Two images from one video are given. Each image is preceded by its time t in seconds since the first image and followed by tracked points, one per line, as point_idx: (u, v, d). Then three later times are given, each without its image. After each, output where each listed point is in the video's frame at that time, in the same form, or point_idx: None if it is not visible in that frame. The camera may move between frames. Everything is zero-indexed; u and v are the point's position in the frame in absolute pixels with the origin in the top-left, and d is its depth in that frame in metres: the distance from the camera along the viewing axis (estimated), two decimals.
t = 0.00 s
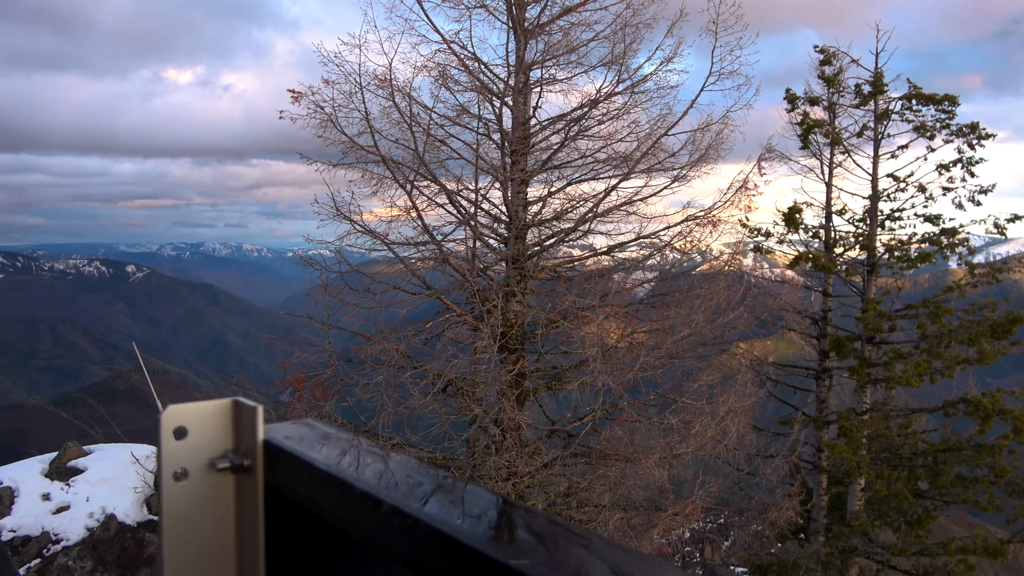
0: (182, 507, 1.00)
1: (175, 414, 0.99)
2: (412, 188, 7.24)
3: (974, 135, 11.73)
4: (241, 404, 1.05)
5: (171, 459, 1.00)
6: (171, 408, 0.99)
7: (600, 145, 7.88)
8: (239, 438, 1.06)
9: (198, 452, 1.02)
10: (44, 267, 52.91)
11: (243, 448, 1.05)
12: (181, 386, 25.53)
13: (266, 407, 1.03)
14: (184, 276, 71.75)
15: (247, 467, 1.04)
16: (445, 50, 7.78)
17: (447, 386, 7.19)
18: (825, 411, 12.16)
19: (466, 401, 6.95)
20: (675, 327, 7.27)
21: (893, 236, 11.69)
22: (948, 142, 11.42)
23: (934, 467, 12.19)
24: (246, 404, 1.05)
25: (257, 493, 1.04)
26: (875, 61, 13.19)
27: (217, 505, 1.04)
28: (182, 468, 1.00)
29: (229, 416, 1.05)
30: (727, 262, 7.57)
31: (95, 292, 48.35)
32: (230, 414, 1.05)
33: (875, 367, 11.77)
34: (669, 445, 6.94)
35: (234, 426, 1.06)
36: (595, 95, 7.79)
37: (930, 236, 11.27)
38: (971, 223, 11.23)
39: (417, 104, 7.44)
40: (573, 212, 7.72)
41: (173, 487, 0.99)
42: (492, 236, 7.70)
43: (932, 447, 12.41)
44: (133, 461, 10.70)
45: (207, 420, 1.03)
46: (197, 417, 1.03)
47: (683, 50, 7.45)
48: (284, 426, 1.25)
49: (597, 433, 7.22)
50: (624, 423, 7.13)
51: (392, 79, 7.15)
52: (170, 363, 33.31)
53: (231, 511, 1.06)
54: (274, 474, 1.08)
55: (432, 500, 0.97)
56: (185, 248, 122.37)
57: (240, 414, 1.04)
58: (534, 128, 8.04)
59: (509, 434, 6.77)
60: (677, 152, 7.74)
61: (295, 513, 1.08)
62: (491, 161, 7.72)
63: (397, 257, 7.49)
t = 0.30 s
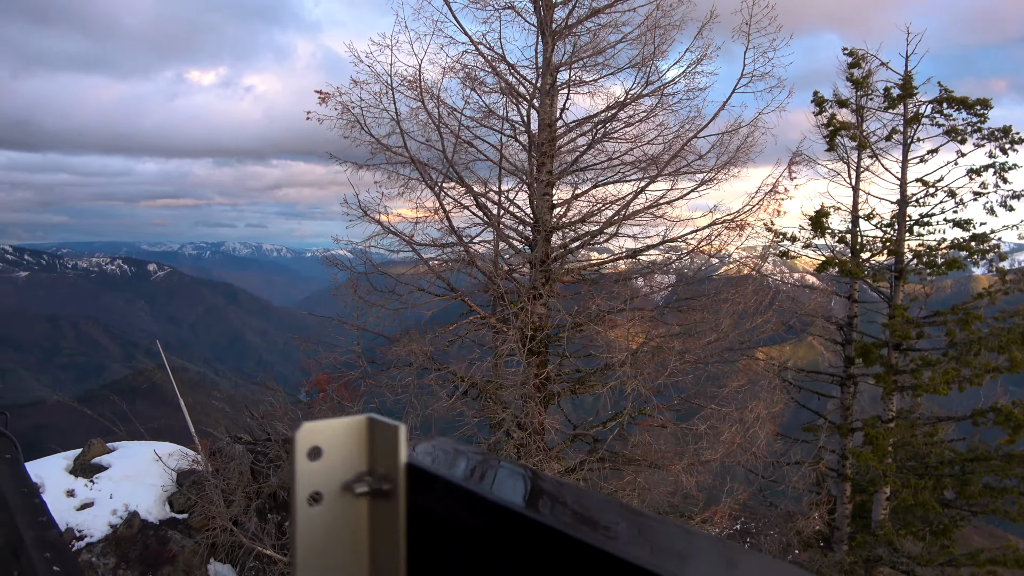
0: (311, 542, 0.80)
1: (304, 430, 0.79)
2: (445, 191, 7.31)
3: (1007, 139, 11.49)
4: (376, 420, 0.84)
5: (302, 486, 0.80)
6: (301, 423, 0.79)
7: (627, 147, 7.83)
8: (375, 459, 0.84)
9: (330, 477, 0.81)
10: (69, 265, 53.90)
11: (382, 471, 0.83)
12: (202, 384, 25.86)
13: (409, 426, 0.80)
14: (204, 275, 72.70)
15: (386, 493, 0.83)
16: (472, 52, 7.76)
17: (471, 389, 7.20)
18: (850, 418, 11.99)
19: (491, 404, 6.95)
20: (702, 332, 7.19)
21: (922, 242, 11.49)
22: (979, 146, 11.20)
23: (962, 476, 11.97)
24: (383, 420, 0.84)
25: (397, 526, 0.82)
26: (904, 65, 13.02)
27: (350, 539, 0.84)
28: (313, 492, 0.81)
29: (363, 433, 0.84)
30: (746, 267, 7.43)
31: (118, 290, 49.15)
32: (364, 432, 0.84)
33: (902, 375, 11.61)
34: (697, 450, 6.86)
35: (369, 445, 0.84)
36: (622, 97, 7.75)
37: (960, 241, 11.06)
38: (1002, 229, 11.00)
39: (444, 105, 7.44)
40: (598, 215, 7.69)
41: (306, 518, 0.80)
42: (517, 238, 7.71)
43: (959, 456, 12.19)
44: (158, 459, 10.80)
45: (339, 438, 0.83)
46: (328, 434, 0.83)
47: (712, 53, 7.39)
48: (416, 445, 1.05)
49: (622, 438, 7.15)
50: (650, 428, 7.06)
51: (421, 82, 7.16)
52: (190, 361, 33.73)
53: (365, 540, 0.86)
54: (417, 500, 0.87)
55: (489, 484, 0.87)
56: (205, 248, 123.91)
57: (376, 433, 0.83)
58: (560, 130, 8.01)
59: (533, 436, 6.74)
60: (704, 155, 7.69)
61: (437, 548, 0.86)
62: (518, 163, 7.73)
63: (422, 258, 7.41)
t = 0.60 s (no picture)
0: None
1: (482, 486, 0.80)
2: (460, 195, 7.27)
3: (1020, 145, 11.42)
4: (553, 470, 0.84)
5: (480, 541, 0.81)
6: (479, 479, 0.79)
7: (640, 151, 7.80)
8: (549, 512, 0.84)
9: (506, 531, 0.82)
10: (74, 265, 53.99)
11: (562, 526, 0.83)
12: (207, 385, 25.82)
13: (594, 478, 0.81)
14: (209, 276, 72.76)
15: (567, 551, 0.83)
16: (486, 55, 7.70)
17: (484, 394, 7.07)
18: (860, 425, 11.92)
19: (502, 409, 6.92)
20: (716, 338, 7.12)
21: (932, 248, 11.50)
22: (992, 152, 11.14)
23: (973, 483, 11.90)
24: (560, 470, 0.84)
25: None
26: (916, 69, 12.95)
27: None
28: (491, 549, 0.81)
29: (539, 485, 0.84)
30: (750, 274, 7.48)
31: (122, 290, 49.21)
32: (539, 483, 0.84)
33: (914, 381, 11.59)
34: (711, 457, 6.81)
35: (544, 498, 0.84)
36: (636, 102, 7.71)
37: (972, 247, 11.01)
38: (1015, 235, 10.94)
39: (458, 109, 7.37)
40: (611, 220, 7.65)
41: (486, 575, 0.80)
42: (530, 241, 7.63)
43: (970, 463, 12.14)
44: (165, 461, 10.74)
45: (517, 489, 0.83)
46: (504, 487, 0.83)
47: (729, 57, 7.34)
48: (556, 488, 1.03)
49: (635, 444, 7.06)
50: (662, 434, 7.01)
51: (436, 86, 7.12)
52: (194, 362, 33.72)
53: None
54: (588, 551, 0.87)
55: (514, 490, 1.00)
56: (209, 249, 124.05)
57: (553, 484, 0.83)
58: (573, 134, 7.94)
59: (545, 443, 6.68)
60: (719, 159, 7.66)
61: None
62: (533, 167, 7.71)
63: (434, 261, 7.35)
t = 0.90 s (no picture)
0: None
1: (649, 522, 0.88)
2: (468, 198, 7.21)
3: None
4: (710, 503, 0.93)
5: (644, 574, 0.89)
6: (645, 514, 0.88)
7: (646, 156, 7.80)
8: (706, 544, 0.93)
9: (668, 564, 0.90)
10: (72, 267, 53.91)
11: (720, 558, 0.92)
12: (206, 389, 25.74)
13: (758, 513, 0.91)
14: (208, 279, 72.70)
15: None
16: (492, 59, 7.64)
17: (486, 397, 6.97)
18: (864, 429, 11.89)
19: (503, 414, 6.87)
20: (721, 343, 7.13)
21: (936, 252, 11.56)
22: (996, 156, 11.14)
23: (977, 488, 11.88)
24: (719, 506, 0.93)
25: None
26: (919, 74, 12.97)
27: None
28: None
29: (698, 517, 0.93)
30: (748, 276, 7.40)
31: (120, 293, 49.11)
32: (698, 516, 0.93)
33: (918, 386, 11.62)
34: (719, 463, 6.77)
35: (701, 528, 0.93)
36: (642, 106, 7.69)
37: (976, 252, 11.01)
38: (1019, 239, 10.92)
39: (464, 113, 7.31)
40: (618, 224, 7.61)
41: None
42: (535, 245, 7.64)
43: (974, 468, 12.11)
44: (166, 465, 10.62)
45: (675, 525, 0.91)
46: (663, 523, 0.91)
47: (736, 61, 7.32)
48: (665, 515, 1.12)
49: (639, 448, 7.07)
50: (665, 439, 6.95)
51: (444, 90, 7.08)
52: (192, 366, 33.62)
53: None
54: None
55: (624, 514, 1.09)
56: (207, 252, 124.02)
57: (711, 519, 0.92)
58: (579, 138, 7.91)
59: (546, 447, 6.74)
60: (725, 164, 7.65)
61: None
62: (539, 171, 7.68)
63: (439, 265, 7.30)
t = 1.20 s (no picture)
0: None
1: (787, 552, 1.08)
2: (476, 203, 7.20)
3: None
4: (838, 539, 1.15)
5: None
6: (784, 546, 1.08)
7: (655, 161, 7.75)
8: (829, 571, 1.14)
9: None
10: (78, 271, 54.15)
11: None
12: (210, 392, 25.80)
13: (891, 549, 1.11)
14: (212, 283, 72.86)
15: None
16: (501, 63, 7.61)
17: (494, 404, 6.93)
18: (871, 436, 11.83)
19: (507, 421, 6.76)
20: (732, 350, 7.02)
21: (944, 259, 11.51)
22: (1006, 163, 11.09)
23: (986, 496, 11.79)
24: (846, 541, 1.15)
25: None
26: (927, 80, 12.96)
27: None
28: None
29: (826, 549, 1.14)
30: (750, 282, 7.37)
31: (125, 296, 49.29)
32: (826, 548, 1.15)
33: (926, 393, 11.57)
34: (732, 470, 6.63)
35: (827, 557, 1.14)
36: (651, 111, 7.67)
37: (985, 258, 10.95)
38: None
39: (473, 117, 7.26)
40: (627, 230, 7.57)
41: None
42: (543, 250, 7.60)
43: (982, 476, 12.03)
44: (173, 469, 10.60)
45: (808, 559, 1.12)
46: (797, 555, 1.11)
47: (746, 67, 7.30)
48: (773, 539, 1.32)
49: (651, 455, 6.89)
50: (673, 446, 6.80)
51: (453, 95, 7.07)
52: (196, 369, 33.64)
53: None
54: None
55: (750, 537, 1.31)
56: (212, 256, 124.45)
57: (839, 552, 1.14)
58: (588, 143, 7.88)
59: (554, 455, 6.64)
60: (734, 169, 7.62)
61: None
62: (548, 176, 7.65)
63: (446, 270, 7.27)
